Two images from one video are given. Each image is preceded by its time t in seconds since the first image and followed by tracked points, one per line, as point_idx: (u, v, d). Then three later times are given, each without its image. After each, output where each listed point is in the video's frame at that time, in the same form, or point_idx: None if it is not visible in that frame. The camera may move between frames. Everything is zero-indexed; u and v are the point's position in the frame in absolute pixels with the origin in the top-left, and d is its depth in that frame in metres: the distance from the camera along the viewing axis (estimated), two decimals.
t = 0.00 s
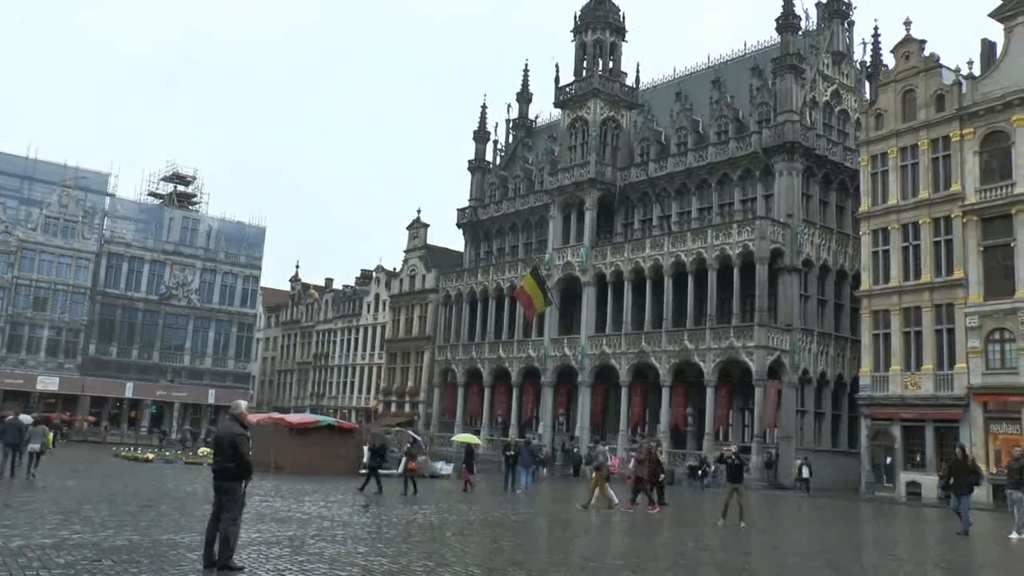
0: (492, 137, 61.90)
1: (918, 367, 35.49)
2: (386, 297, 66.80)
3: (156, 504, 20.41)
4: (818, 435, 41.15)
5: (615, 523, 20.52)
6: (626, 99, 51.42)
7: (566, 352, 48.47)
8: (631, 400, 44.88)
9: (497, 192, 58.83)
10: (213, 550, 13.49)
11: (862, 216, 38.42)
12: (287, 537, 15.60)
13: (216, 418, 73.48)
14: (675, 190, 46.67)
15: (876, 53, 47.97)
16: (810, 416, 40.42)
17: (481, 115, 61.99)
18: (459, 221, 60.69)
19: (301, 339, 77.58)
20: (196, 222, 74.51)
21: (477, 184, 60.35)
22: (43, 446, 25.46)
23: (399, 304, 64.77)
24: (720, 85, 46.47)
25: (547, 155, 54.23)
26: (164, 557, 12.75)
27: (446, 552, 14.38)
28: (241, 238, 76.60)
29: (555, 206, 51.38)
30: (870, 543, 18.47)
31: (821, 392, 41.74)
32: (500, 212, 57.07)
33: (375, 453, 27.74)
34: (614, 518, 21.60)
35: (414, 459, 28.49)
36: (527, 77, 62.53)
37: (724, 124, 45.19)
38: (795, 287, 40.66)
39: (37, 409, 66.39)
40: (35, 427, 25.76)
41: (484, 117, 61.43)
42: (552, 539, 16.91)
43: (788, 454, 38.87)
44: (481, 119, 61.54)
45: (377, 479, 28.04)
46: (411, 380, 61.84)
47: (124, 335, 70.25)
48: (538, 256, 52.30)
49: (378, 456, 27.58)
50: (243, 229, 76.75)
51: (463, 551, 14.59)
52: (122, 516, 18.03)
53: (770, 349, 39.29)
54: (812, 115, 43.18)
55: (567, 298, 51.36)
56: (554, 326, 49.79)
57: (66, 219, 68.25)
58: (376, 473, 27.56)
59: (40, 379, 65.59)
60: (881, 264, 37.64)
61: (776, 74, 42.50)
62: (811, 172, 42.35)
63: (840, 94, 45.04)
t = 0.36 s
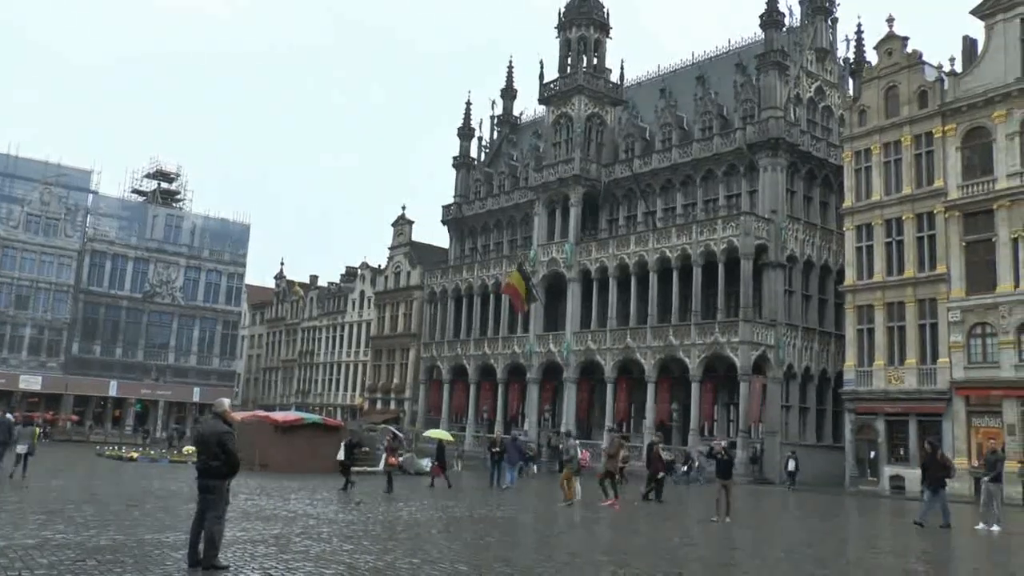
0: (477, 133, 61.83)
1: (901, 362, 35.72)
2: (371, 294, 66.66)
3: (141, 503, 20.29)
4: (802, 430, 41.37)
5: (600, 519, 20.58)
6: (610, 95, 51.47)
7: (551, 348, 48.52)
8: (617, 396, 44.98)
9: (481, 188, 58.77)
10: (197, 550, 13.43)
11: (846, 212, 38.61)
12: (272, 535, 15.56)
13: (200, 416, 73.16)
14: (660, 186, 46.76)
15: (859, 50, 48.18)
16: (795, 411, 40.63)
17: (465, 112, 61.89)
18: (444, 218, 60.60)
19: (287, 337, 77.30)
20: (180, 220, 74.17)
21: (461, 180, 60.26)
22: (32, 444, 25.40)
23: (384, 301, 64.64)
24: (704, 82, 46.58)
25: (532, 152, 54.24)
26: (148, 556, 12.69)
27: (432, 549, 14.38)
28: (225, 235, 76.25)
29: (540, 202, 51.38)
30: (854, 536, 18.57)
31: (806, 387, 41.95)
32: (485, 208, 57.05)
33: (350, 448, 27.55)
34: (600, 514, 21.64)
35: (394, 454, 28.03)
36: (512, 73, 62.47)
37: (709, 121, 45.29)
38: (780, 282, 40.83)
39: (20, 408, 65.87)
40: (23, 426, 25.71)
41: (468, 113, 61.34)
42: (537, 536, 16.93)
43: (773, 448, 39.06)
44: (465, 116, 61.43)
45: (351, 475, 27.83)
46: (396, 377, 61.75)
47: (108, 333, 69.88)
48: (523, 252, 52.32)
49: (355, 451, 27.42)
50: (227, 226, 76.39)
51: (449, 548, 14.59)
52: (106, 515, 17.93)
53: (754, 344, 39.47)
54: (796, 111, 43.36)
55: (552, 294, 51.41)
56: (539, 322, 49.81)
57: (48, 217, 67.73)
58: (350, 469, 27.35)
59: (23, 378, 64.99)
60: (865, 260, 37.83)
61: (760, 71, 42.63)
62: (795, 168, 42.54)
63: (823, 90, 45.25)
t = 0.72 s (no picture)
0: (464, 126, 61.74)
1: (889, 352, 35.92)
2: (359, 287, 66.59)
3: (129, 498, 20.25)
4: (791, 420, 41.61)
5: (590, 510, 20.68)
6: (598, 87, 51.46)
7: (539, 340, 48.59)
8: (605, 388, 45.08)
9: (469, 180, 58.72)
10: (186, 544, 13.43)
11: (833, 203, 38.73)
12: (262, 529, 15.58)
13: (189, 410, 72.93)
14: (648, 177, 46.80)
15: (846, 41, 48.31)
16: (783, 401, 40.83)
17: (452, 104, 61.76)
18: (432, 210, 60.50)
19: (275, 330, 77.10)
20: (167, 214, 73.84)
21: (449, 173, 60.16)
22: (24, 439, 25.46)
23: (372, 293, 64.57)
24: (691, 73, 46.62)
25: (519, 143, 54.20)
26: (137, 551, 12.68)
27: (422, 542, 14.42)
28: (212, 228, 75.94)
29: (527, 194, 51.35)
30: (842, 526, 18.71)
31: (794, 377, 42.16)
32: (473, 200, 57.01)
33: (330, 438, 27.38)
34: (589, 505, 21.72)
35: (374, 448, 27.13)
36: (498, 65, 62.39)
37: (696, 112, 45.36)
38: (767, 273, 40.97)
39: (7, 404, 65.48)
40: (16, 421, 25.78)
41: (455, 105, 61.21)
42: (527, 527, 16.98)
43: (762, 439, 39.28)
44: (452, 108, 61.33)
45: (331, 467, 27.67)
46: (385, 369, 61.76)
47: (95, 328, 69.54)
48: (511, 245, 52.34)
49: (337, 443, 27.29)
50: (215, 219, 76.07)
51: (439, 541, 14.63)
52: (94, 510, 17.89)
53: (743, 335, 39.62)
54: (783, 102, 43.47)
55: (541, 286, 51.44)
56: (528, 314, 49.84)
57: (33, 210, 67.37)
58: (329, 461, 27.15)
59: (9, 373, 64.44)
60: (852, 250, 37.99)
61: (747, 62, 42.71)
62: (782, 159, 42.65)
63: (810, 81, 45.36)
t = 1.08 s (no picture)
0: (452, 122, 61.65)
1: (877, 347, 36.09)
2: (348, 284, 66.45)
3: (117, 496, 20.18)
4: (779, 415, 41.78)
5: (580, 506, 20.70)
6: (586, 83, 51.50)
7: (529, 336, 48.64)
8: (594, 384, 45.17)
9: (458, 177, 58.67)
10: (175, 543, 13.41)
11: (822, 198, 38.87)
12: (251, 527, 15.56)
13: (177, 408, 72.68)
14: (636, 173, 46.86)
15: (833, 37, 48.42)
16: (771, 397, 41.01)
17: (441, 101, 61.66)
18: (421, 207, 60.40)
19: (264, 327, 76.89)
20: (154, 210, 73.51)
21: (438, 169, 60.05)
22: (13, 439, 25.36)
23: (361, 290, 64.46)
24: (679, 69, 46.68)
25: (508, 139, 54.17)
26: (126, 550, 12.65)
27: (411, 539, 14.42)
28: (200, 225, 75.69)
29: (516, 190, 51.35)
30: (830, 520, 18.79)
31: (783, 372, 42.33)
32: (461, 197, 56.98)
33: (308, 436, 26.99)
34: (578, 502, 21.78)
35: (359, 445, 26.79)
36: (487, 62, 62.30)
37: (684, 108, 45.43)
38: (756, 269, 41.11)
39: None
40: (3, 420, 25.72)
41: (443, 102, 61.11)
42: (517, 524, 17.00)
43: (750, 434, 39.45)
44: (441, 104, 61.25)
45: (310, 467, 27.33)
46: (375, 366, 61.72)
47: (82, 325, 69.18)
48: (500, 241, 52.34)
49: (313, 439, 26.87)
50: (203, 216, 75.82)
51: (428, 538, 14.65)
52: (81, 509, 17.82)
53: (731, 331, 39.75)
54: (772, 98, 43.58)
55: (529, 282, 51.47)
56: (517, 311, 49.85)
57: (19, 207, 66.72)
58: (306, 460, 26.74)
59: None
60: (840, 245, 38.15)
61: (736, 59, 42.81)
62: (770, 155, 42.78)
63: (798, 78, 45.49)
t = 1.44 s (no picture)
0: (444, 118, 61.56)
1: (869, 341, 36.20)
2: (340, 281, 66.35)
3: (109, 494, 20.12)
4: (771, 410, 41.89)
5: (572, 502, 20.77)
6: (577, 79, 51.51)
7: (521, 332, 48.65)
8: (587, 381, 45.21)
9: (449, 172, 58.61)
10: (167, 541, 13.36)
11: (813, 194, 38.94)
12: (243, 524, 15.54)
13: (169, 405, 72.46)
14: (628, 169, 46.88)
15: (824, 33, 48.51)
16: (763, 392, 41.13)
17: (432, 97, 61.57)
18: (412, 203, 60.32)
19: (256, 324, 76.73)
20: (145, 207, 73.31)
21: (429, 165, 59.93)
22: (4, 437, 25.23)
23: (353, 286, 64.36)
24: (671, 65, 46.70)
25: (499, 135, 54.11)
26: (118, 548, 12.61)
27: (403, 535, 14.41)
28: (192, 222, 75.54)
29: (508, 186, 51.35)
30: (821, 514, 18.85)
31: (775, 367, 42.43)
32: (453, 193, 56.95)
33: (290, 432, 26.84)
34: (570, 497, 21.79)
35: (342, 441, 26.69)
36: (478, 58, 62.23)
37: (676, 104, 45.46)
38: (747, 264, 41.20)
39: None
40: None
41: (435, 98, 61.01)
42: (509, 520, 16.99)
43: (742, 429, 39.55)
44: (432, 100, 61.16)
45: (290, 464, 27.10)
46: (367, 363, 61.67)
47: (73, 323, 68.94)
48: (492, 237, 52.31)
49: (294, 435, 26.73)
50: (194, 213, 75.64)
51: (421, 535, 14.63)
52: (73, 508, 17.76)
53: (723, 326, 39.82)
54: (763, 94, 43.64)
55: (522, 278, 51.49)
56: (509, 307, 49.86)
57: (8, 205, 66.51)
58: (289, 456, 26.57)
59: None
60: (832, 240, 38.22)
61: (727, 54, 42.86)
62: (762, 151, 42.85)
63: (790, 73, 45.56)
